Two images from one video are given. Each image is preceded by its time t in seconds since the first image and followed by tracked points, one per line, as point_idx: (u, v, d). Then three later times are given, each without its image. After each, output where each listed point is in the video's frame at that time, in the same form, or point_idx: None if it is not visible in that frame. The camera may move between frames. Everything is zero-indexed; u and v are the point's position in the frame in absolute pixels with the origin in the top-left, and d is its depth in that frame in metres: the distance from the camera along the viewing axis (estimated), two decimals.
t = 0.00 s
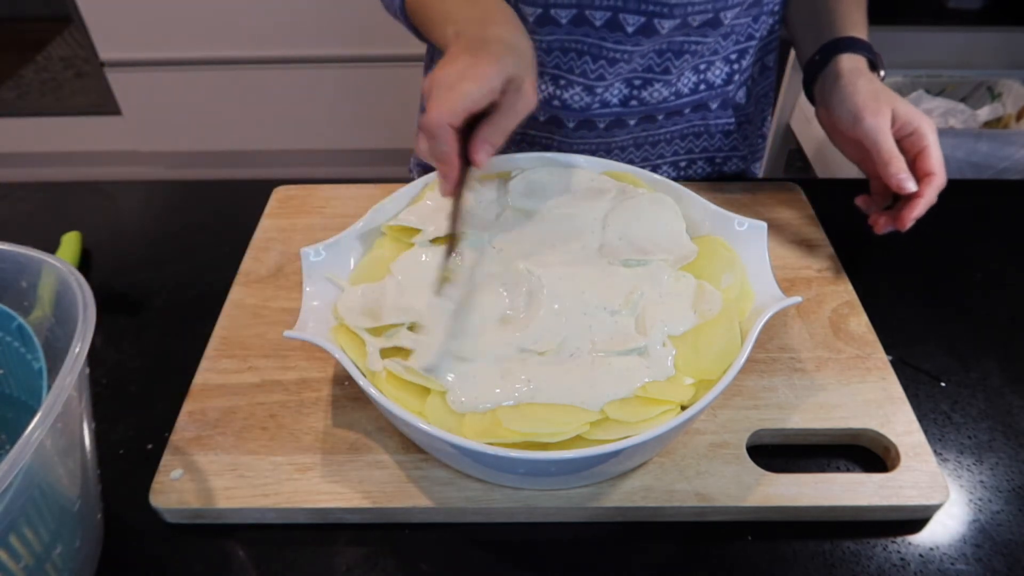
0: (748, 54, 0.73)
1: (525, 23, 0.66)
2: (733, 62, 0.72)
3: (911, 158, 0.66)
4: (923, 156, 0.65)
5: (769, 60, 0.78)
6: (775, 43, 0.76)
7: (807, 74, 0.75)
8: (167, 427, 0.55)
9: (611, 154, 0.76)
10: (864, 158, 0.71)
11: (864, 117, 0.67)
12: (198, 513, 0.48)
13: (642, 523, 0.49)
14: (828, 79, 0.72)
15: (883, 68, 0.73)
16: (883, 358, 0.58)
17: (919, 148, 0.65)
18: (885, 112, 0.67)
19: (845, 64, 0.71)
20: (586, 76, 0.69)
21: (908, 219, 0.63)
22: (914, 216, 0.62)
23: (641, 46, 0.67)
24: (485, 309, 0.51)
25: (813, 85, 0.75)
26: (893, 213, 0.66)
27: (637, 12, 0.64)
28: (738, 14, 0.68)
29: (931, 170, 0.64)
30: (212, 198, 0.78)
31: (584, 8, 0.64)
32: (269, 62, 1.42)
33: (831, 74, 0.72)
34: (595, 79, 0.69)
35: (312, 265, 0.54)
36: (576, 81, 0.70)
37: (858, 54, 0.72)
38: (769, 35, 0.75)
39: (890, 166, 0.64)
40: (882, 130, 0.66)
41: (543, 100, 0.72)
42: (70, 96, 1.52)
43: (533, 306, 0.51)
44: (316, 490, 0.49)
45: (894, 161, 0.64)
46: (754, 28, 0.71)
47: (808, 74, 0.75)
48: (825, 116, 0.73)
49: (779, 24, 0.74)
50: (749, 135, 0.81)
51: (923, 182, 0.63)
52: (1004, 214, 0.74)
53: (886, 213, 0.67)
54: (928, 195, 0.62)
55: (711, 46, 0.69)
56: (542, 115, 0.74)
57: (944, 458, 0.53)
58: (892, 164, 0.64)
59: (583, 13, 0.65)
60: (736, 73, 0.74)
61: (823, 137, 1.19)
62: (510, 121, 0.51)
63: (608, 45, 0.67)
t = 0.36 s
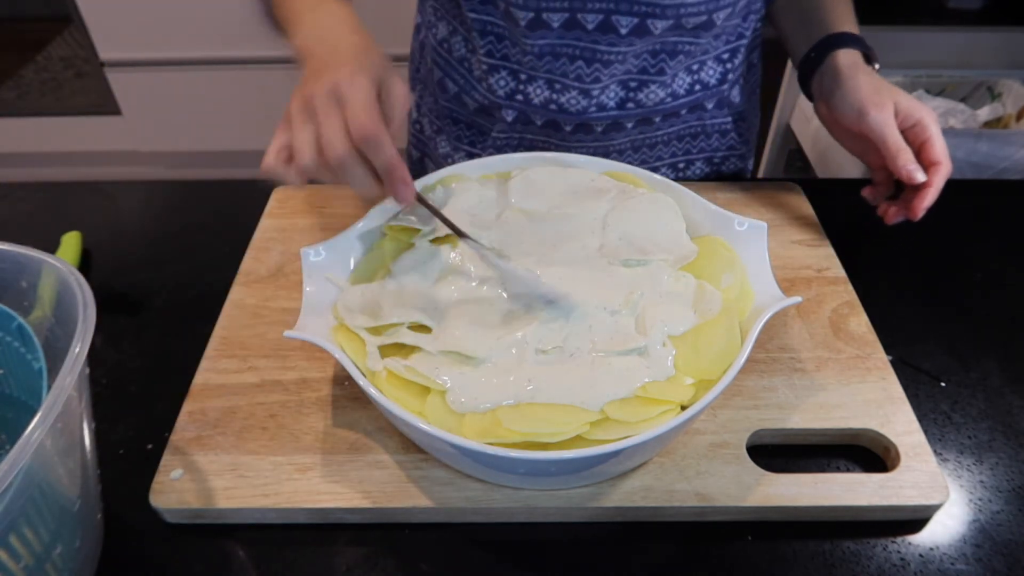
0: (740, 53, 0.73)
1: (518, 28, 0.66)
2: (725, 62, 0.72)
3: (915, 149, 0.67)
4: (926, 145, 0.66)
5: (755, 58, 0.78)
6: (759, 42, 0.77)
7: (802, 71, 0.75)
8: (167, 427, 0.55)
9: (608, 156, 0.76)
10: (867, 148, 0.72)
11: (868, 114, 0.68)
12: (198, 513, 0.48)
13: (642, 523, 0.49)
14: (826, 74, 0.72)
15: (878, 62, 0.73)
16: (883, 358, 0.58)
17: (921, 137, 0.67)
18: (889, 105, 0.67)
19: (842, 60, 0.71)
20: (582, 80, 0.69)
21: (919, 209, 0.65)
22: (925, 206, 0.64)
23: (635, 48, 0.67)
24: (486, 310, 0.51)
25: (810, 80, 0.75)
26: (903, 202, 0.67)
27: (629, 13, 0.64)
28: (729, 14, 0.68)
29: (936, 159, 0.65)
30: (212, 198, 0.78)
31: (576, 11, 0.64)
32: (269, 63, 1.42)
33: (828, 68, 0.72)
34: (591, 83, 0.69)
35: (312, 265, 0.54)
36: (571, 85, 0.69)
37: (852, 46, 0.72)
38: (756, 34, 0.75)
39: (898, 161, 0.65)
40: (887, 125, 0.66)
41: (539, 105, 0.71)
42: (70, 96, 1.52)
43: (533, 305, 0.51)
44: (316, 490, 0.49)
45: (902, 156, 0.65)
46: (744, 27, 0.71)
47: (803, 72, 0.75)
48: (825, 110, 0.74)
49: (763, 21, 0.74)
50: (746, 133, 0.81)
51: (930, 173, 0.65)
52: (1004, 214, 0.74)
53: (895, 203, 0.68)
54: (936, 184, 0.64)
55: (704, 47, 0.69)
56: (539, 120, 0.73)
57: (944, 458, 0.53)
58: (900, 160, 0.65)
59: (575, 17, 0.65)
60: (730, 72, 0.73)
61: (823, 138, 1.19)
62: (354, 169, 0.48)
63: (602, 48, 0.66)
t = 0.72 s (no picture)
0: (716, 49, 0.73)
1: (502, 35, 0.65)
2: (703, 59, 0.72)
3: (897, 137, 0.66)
4: (906, 132, 0.65)
5: (729, 54, 0.78)
6: (733, 38, 0.77)
7: (779, 68, 0.75)
8: (167, 427, 0.55)
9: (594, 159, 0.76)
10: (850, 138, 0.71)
11: (847, 103, 0.67)
12: (198, 513, 0.48)
13: (642, 523, 0.49)
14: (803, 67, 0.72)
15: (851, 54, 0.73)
16: (883, 358, 0.58)
17: (901, 125, 0.66)
18: (866, 93, 0.67)
19: (818, 53, 0.71)
20: (566, 86, 0.69)
21: (903, 195, 0.63)
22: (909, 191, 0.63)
23: (619, 51, 0.67)
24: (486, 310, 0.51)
25: (788, 78, 0.75)
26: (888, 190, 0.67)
27: (613, 18, 0.64)
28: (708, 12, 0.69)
29: (918, 146, 0.64)
30: (212, 198, 0.78)
31: (559, 17, 0.64)
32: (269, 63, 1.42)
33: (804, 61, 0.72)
34: (575, 88, 0.69)
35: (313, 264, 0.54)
36: (556, 91, 0.69)
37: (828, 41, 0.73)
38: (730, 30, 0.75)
39: (881, 149, 0.64)
40: (865, 112, 0.66)
41: (522, 111, 0.72)
42: (70, 96, 1.52)
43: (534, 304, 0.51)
44: (317, 490, 0.49)
45: (882, 143, 0.64)
46: (719, 23, 0.71)
47: (780, 69, 0.75)
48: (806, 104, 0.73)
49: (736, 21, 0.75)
50: (729, 130, 0.81)
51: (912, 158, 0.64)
52: (1003, 214, 0.74)
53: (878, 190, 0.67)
54: (919, 169, 0.63)
55: (682, 44, 0.70)
56: (522, 126, 0.73)
57: (944, 458, 0.53)
58: (882, 147, 0.64)
59: (560, 22, 0.64)
60: (708, 68, 0.74)
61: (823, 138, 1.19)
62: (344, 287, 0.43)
63: (586, 53, 0.66)
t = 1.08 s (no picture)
0: (709, 51, 0.73)
1: (494, 38, 0.66)
2: (696, 61, 0.72)
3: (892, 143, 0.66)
4: (900, 139, 0.65)
5: (721, 57, 0.79)
6: (723, 43, 0.78)
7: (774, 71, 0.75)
8: (167, 427, 0.55)
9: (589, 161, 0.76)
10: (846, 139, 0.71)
11: (840, 109, 0.67)
12: (198, 513, 0.48)
13: (642, 523, 0.49)
14: (796, 72, 0.72)
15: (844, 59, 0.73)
16: (882, 358, 0.58)
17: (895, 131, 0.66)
18: (858, 100, 0.66)
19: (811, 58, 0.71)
20: (558, 89, 0.69)
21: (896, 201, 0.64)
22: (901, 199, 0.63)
23: (611, 54, 0.67)
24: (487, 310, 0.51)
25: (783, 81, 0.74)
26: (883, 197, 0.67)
27: (605, 21, 0.64)
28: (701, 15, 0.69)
29: (910, 152, 0.64)
30: (212, 198, 0.78)
31: (551, 21, 0.64)
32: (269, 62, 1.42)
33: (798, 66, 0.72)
34: (567, 91, 0.69)
35: (312, 265, 0.54)
36: (548, 94, 0.70)
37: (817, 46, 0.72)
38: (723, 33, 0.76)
39: (875, 156, 0.64)
40: (859, 119, 0.65)
41: (516, 113, 0.72)
42: (70, 96, 1.52)
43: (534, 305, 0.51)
44: (317, 490, 0.49)
45: (877, 151, 0.64)
46: (711, 26, 0.72)
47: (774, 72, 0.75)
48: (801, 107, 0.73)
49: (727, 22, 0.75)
50: (724, 133, 0.80)
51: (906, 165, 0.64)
52: (1003, 214, 0.74)
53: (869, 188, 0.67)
54: (911, 177, 0.63)
55: (674, 47, 0.69)
56: (516, 128, 0.74)
57: (944, 458, 0.53)
58: (876, 155, 0.64)
59: (551, 26, 0.65)
60: (701, 71, 0.73)
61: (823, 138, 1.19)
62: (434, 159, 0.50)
63: (578, 56, 0.67)
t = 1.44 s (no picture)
0: (730, 41, 0.73)
1: (525, 22, 0.66)
2: (717, 51, 0.72)
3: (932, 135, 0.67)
4: (942, 132, 0.66)
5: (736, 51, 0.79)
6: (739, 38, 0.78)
7: (821, 66, 0.77)
8: (167, 427, 0.55)
9: (605, 144, 0.76)
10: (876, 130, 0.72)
11: (897, 102, 0.68)
12: (198, 513, 0.48)
13: (642, 523, 0.49)
14: (847, 67, 0.74)
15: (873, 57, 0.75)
16: (883, 359, 0.58)
17: (936, 125, 0.67)
18: (919, 95, 0.68)
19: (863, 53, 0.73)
20: (582, 65, 0.69)
21: (930, 189, 0.64)
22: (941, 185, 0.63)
23: (637, 32, 0.68)
24: (488, 310, 0.51)
25: (829, 76, 0.76)
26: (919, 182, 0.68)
27: None
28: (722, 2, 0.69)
29: (950, 147, 0.66)
30: (212, 198, 0.78)
31: None
32: (269, 62, 1.42)
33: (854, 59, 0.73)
34: (591, 66, 0.69)
35: (313, 265, 0.54)
36: (573, 70, 0.70)
37: (868, 45, 0.74)
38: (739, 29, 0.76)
39: (925, 145, 0.65)
40: (914, 111, 0.67)
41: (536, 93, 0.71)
42: (70, 96, 1.52)
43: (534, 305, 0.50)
44: (316, 490, 0.49)
45: (925, 141, 0.65)
46: (730, 18, 0.72)
47: (824, 67, 0.76)
48: (852, 99, 0.74)
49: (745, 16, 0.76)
50: (738, 124, 0.80)
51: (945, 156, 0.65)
52: (1003, 214, 0.74)
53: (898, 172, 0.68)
54: (949, 167, 0.64)
55: (696, 32, 0.70)
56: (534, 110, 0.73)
57: (944, 458, 0.53)
58: (926, 145, 0.65)
59: (583, 3, 0.65)
60: (722, 61, 0.73)
61: (823, 138, 1.19)
62: (532, 137, 0.46)
63: (608, 31, 0.67)
